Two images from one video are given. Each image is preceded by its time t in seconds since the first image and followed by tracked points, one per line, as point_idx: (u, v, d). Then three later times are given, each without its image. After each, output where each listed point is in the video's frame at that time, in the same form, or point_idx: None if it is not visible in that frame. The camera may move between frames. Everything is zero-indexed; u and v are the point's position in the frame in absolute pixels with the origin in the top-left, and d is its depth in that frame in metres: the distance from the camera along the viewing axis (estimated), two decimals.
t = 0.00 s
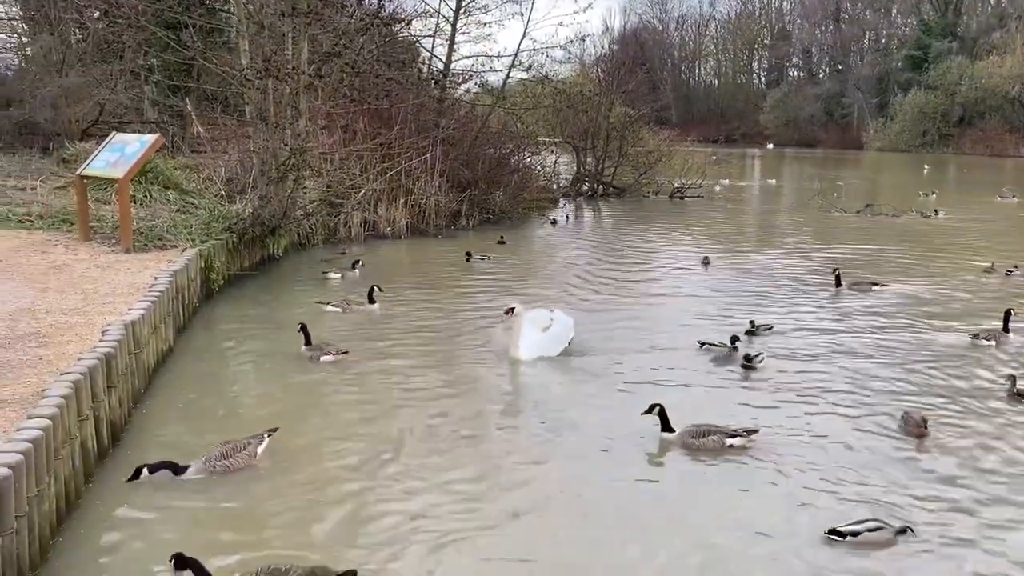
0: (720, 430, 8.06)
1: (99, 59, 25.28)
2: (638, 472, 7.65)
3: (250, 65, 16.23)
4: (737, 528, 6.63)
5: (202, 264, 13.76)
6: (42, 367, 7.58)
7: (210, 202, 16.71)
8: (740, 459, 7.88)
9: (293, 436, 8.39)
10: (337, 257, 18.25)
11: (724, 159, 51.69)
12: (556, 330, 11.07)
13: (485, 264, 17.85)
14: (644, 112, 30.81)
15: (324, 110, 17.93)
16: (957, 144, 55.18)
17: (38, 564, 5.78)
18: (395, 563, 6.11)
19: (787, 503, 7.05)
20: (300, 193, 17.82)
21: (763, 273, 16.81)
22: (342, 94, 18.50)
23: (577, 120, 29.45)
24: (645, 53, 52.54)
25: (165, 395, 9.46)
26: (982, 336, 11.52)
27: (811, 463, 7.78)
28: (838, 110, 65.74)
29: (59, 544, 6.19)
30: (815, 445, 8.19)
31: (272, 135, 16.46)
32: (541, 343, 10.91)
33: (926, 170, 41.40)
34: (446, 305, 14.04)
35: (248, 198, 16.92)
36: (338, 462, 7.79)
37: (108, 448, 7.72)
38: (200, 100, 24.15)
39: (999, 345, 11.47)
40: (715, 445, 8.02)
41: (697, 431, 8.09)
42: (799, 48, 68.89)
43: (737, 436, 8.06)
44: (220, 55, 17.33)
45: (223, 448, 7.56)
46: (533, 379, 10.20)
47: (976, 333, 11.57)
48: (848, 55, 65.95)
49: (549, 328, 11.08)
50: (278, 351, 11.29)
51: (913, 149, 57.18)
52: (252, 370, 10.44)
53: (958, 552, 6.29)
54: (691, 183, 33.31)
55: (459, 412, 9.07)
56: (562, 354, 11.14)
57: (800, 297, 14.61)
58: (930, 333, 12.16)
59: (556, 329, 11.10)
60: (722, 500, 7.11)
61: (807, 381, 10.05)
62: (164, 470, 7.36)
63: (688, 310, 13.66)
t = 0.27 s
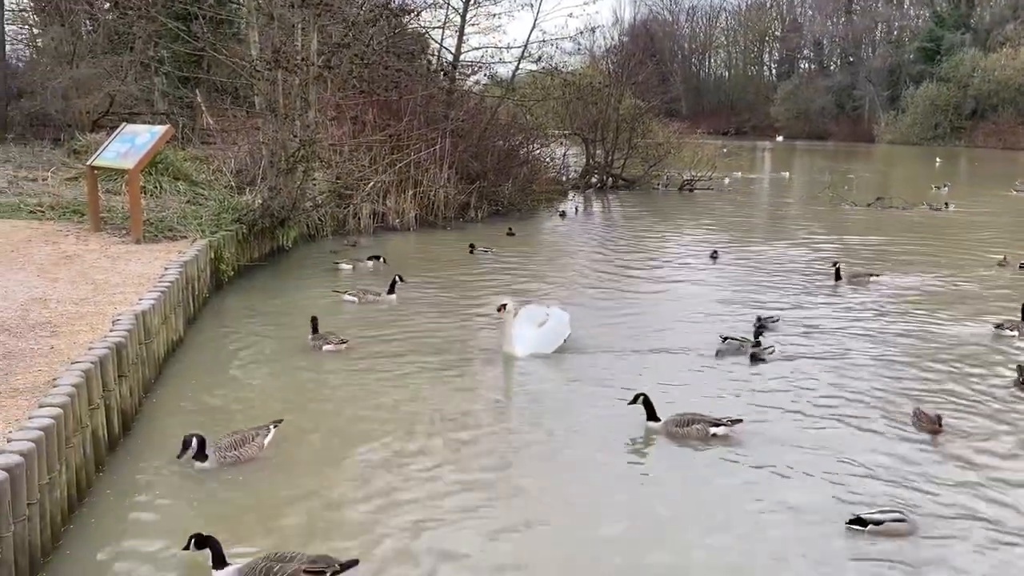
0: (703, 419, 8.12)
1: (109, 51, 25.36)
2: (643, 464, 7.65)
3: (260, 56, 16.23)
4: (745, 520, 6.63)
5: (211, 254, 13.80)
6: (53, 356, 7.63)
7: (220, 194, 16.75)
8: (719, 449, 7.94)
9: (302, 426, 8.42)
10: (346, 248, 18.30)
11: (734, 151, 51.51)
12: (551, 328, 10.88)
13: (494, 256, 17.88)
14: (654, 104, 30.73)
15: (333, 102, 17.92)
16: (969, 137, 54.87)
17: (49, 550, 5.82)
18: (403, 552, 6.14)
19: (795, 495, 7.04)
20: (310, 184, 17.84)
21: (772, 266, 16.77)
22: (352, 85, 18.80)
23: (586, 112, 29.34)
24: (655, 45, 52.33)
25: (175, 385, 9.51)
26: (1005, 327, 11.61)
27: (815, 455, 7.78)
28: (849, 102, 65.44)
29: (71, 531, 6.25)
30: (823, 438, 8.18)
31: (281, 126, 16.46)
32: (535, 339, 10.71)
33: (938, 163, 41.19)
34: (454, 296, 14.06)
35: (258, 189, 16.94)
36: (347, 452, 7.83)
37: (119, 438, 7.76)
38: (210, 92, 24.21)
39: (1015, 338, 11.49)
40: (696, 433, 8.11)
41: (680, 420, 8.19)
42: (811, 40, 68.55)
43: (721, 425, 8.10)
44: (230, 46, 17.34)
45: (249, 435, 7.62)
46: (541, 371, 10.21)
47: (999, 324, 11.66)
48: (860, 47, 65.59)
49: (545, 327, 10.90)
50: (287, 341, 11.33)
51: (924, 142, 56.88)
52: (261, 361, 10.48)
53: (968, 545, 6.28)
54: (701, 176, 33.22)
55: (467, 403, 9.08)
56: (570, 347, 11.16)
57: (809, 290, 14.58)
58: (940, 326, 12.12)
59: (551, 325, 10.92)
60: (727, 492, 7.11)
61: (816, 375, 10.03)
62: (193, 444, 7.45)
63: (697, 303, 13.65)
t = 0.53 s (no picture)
0: (687, 410, 8.12)
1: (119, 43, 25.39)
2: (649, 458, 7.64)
3: (269, 49, 16.23)
4: (753, 514, 6.63)
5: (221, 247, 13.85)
6: (64, 347, 7.67)
7: (229, 187, 16.79)
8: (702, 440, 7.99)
9: (311, 418, 8.46)
10: (355, 241, 18.36)
11: (744, 145, 51.32)
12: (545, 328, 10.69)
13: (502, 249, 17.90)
14: (663, 98, 30.65)
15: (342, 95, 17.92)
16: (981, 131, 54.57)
17: (60, 540, 5.86)
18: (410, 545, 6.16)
19: (804, 489, 7.04)
20: (319, 177, 17.85)
21: (781, 261, 16.73)
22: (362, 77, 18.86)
23: (595, 106, 29.28)
24: (665, 38, 52.11)
25: (185, 376, 9.55)
26: None
27: (821, 451, 7.76)
28: (859, 96, 65.13)
29: (81, 522, 6.29)
30: (832, 433, 8.17)
31: (291, 120, 16.47)
32: (526, 339, 10.53)
33: (949, 158, 41.00)
34: (463, 290, 14.07)
35: (267, 182, 16.96)
36: (355, 445, 7.85)
37: (129, 429, 7.81)
38: (220, 85, 24.24)
39: None
40: (679, 425, 8.12)
41: (665, 411, 8.18)
42: (821, 33, 68.21)
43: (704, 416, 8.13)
44: (240, 39, 17.35)
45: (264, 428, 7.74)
46: (549, 365, 10.22)
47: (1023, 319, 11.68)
48: (871, 41, 65.23)
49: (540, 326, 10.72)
50: (296, 334, 11.37)
51: (935, 137, 56.58)
52: (271, 353, 10.52)
53: (977, 542, 6.26)
54: (711, 170, 33.13)
55: (474, 397, 9.10)
56: (579, 341, 11.16)
57: (818, 285, 14.54)
58: (949, 322, 12.09)
59: (543, 326, 10.74)
60: (733, 486, 7.10)
61: (824, 370, 10.00)
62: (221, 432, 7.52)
63: (705, 297, 13.63)
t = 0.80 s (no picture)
0: (670, 406, 8.18)
1: (129, 38, 25.45)
2: (655, 456, 7.62)
3: (278, 45, 16.23)
4: (760, 511, 6.64)
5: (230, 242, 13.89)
6: (74, 342, 7.70)
7: (238, 182, 16.84)
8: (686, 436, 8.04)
9: (318, 412, 8.49)
10: (364, 236, 18.40)
11: (753, 141, 51.15)
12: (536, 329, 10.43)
13: (510, 245, 17.91)
14: (672, 94, 30.59)
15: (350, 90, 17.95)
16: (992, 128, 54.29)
17: (70, 533, 5.90)
18: (416, 541, 6.17)
19: (811, 487, 7.03)
20: (328, 172, 17.87)
21: (789, 256, 16.70)
22: (370, 73, 18.89)
23: (604, 101, 29.21)
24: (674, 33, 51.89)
25: (194, 370, 9.60)
26: None
27: (826, 449, 7.73)
28: (869, 92, 64.86)
29: (91, 514, 6.32)
30: (840, 429, 8.15)
31: (299, 115, 16.48)
32: (516, 340, 10.29)
33: (959, 154, 40.86)
34: (471, 285, 14.09)
35: (276, 177, 17.00)
36: (362, 440, 7.86)
37: (139, 422, 7.86)
38: (229, 80, 24.28)
39: None
40: (664, 422, 8.18)
41: (649, 405, 8.34)
42: (832, 29, 67.93)
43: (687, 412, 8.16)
44: (249, 34, 17.36)
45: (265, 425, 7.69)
46: (556, 360, 10.24)
47: None
48: (881, 36, 64.92)
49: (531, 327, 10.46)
50: (304, 328, 11.41)
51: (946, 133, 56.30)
52: (279, 347, 10.56)
53: (985, 542, 6.23)
54: (719, 166, 33.06)
55: (481, 392, 9.10)
56: (586, 336, 11.18)
57: (827, 281, 14.51)
58: (958, 319, 12.04)
59: (536, 328, 10.42)
60: (738, 484, 7.07)
61: (832, 366, 9.98)
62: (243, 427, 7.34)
63: (713, 293, 13.62)
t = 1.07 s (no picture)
0: (659, 403, 8.16)
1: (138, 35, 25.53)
2: (662, 452, 7.61)
3: (286, 41, 16.24)
4: (767, 508, 6.64)
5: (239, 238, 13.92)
6: (84, 337, 7.74)
7: (247, 178, 16.88)
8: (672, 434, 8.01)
9: (327, 408, 8.52)
10: (372, 233, 18.42)
11: (761, 138, 51.02)
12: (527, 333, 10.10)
13: (518, 241, 17.91)
14: (680, 90, 30.53)
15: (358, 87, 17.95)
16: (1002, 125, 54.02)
17: (79, 527, 5.92)
18: (424, 537, 6.17)
19: (819, 483, 7.03)
20: (336, 168, 17.89)
21: (797, 253, 16.68)
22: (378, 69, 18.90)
23: (612, 98, 29.17)
24: (682, 30, 51.75)
25: (203, 366, 9.64)
26: None
27: (833, 447, 7.69)
28: (879, 89, 64.62)
29: (100, 509, 6.35)
30: (849, 426, 8.14)
31: (307, 111, 16.49)
32: (506, 342, 9.99)
33: (969, 151, 40.69)
34: (479, 282, 14.12)
35: (284, 173, 17.03)
36: (370, 436, 7.88)
37: (149, 417, 7.90)
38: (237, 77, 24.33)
39: None
40: (652, 416, 8.21)
41: (641, 398, 8.36)
42: (840, 26, 67.67)
43: (675, 411, 8.13)
44: (257, 31, 17.39)
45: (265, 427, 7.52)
46: (564, 356, 10.27)
47: None
48: (891, 33, 64.64)
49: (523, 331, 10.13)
50: (313, 324, 11.46)
51: (955, 130, 56.05)
52: (289, 343, 10.61)
53: (995, 541, 6.20)
54: (727, 163, 32.99)
55: (489, 389, 9.11)
56: (594, 333, 11.20)
57: (835, 278, 14.49)
58: (968, 317, 12.00)
59: (528, 330, 10.16)
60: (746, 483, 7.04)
61: (840, 363, 9.97)
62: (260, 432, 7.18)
63: (721, 290, 13.61)
